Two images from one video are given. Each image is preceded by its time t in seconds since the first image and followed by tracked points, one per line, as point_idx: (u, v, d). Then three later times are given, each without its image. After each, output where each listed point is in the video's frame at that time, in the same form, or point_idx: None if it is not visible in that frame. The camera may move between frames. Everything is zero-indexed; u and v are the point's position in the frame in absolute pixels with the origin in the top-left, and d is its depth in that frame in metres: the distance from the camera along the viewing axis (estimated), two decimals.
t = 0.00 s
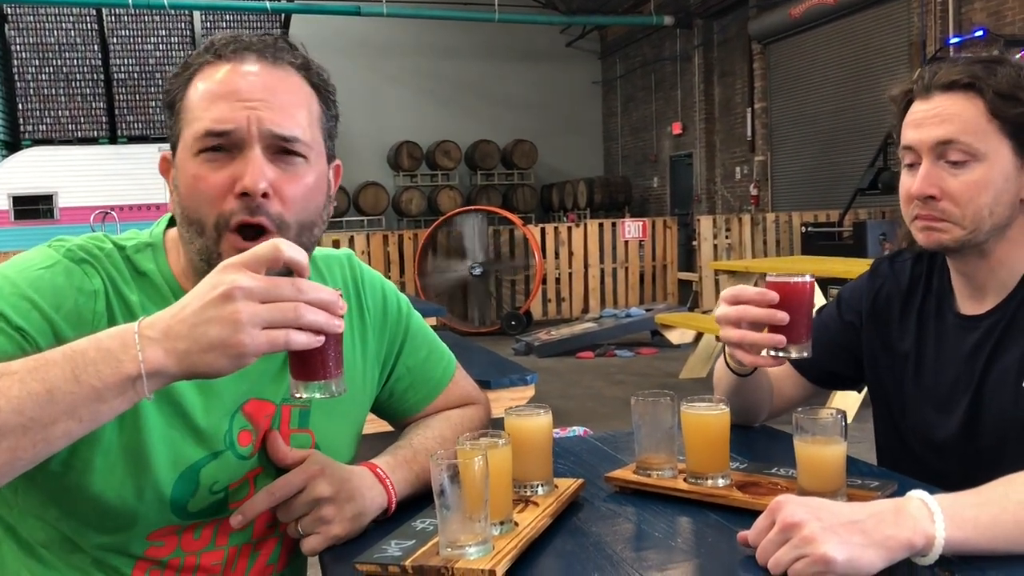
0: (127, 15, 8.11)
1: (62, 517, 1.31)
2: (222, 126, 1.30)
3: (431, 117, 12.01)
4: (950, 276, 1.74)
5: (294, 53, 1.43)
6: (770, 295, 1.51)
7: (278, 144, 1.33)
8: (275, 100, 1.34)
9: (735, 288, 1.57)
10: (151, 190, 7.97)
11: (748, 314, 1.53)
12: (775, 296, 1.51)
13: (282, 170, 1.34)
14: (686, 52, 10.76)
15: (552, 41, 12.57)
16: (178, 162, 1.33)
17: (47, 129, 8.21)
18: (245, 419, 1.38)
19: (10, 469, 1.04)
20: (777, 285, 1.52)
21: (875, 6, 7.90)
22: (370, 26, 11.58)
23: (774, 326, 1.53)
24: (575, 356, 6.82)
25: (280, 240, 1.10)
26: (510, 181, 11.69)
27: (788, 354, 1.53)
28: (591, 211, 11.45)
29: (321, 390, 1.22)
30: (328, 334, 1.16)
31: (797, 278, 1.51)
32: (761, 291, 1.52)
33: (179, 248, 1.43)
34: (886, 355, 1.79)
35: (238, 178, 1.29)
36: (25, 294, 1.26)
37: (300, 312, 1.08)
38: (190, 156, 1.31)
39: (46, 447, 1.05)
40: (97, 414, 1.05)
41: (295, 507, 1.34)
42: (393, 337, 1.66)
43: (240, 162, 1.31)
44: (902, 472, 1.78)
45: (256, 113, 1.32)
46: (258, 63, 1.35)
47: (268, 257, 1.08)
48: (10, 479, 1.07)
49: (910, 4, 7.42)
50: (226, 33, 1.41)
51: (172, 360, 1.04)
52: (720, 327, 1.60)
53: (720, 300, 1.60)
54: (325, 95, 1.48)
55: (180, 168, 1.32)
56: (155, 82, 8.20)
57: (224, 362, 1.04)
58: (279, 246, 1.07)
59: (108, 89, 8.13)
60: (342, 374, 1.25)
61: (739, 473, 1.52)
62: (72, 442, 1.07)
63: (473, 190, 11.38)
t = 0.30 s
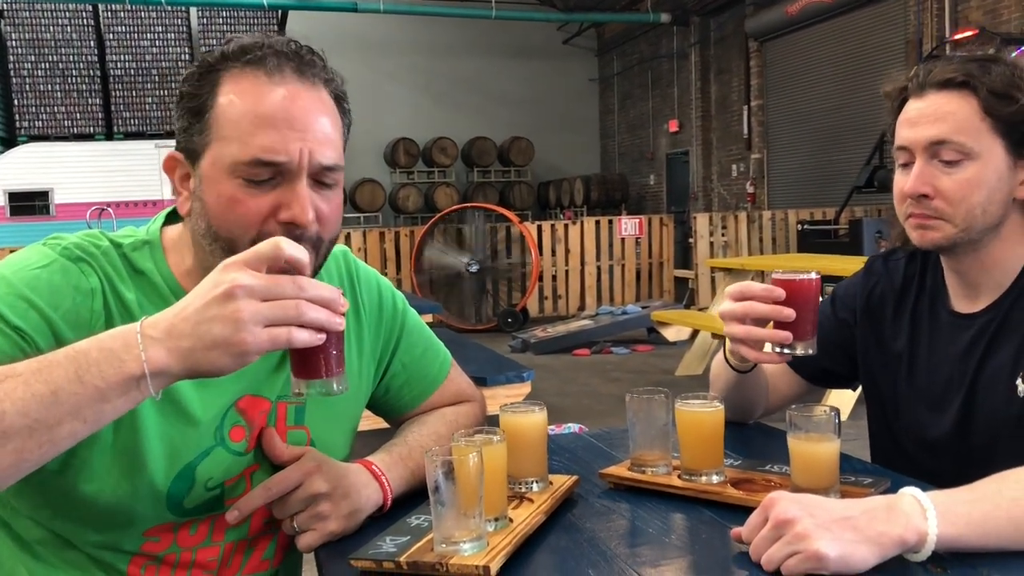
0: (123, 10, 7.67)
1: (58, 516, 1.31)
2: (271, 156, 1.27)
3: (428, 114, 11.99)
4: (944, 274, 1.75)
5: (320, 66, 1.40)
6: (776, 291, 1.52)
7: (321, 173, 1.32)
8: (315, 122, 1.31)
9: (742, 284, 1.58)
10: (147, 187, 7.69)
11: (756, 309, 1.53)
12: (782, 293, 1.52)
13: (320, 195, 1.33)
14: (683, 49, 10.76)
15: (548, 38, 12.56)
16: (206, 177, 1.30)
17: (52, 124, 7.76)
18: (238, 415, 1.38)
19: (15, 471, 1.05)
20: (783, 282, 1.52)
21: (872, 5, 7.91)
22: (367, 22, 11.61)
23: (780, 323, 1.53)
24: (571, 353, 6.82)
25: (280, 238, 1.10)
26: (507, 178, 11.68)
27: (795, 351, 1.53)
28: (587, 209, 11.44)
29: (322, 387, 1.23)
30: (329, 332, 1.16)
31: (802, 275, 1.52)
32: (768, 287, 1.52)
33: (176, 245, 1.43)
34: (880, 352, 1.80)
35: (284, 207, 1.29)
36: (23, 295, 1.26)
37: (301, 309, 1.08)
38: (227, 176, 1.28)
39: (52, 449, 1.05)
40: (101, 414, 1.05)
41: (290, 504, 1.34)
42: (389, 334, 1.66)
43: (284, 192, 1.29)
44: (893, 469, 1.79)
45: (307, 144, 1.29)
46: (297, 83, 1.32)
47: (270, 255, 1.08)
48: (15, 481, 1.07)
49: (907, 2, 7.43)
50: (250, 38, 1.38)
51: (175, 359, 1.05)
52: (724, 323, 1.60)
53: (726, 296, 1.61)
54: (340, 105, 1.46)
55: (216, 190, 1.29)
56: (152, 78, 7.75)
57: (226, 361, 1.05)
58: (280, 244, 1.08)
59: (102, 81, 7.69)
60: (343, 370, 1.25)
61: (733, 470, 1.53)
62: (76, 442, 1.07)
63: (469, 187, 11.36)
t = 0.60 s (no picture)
0: None
1: (48, 509, 1.31)
2: (263, 154, 1.27)
3: (425, 108, 11.96)
4: (939, 268, 1.74)
5: (321, 66, 1.39)
6: (778, 283, 1.51)
7: (314, 174, 1.31)
8: (311, 124, 1.30)
9: (744, 274, 1.57)
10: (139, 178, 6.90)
11: (758, 300, 1.52)
12: (784, 285, 1.51)
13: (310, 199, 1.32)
14: (679, 44, 10.75)
15: (545, 32, 12.53)
16: (199, 174, 1.30)
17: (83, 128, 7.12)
18: (232, 409, 1.37)
19: (19, 454, 1.04)
20: (786, 275, 1.52)
21: None
22: (364, 15, 11.58)
23: (779, 315, 1.53)
24: (567, 347, 6.82)
25: (276, 216, 1.09)
26: (503, 172, 11.68)
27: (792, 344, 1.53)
28: (584, 203, 11.44)
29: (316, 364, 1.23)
30: (323, 308, 1.16)
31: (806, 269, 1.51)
32: (771, 279, 1.52)
33: (171, 238, 1.42)
34: (875, 347, 1.79)
35: (274, 208, 1.29)
36: (20, 285, 1.25)
37: (298, 285, 1.07)
38: (221, 173, 1.28)
39: (57, 429, 1.04)
40: (104, 393, 1.05)
41: (282, 499, 1.34)
42: (383, 328, 1.65)
43: (275, 193, 1.29)
44: (889, 465, 1.79)
45: (299, 144, 1.28)
46: (295, 84, 1.31)
47: (265, 233, 1.07)
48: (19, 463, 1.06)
49: None
50: (252, 35, 1.37)
51: (175, 336, 1.04)
52: (725, 314, 1.60)
53: (728, 287, 1.60)
54: (341, 106, 1.45)
55: (209, 187, 1.29)
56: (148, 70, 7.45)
57: (226, 336, 1.04)
58: (276, 222, 1.07)
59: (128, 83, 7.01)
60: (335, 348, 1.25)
61: (726, 464, 1.52)
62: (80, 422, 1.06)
63: (465, 181, 11.35)
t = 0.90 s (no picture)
0: None
1: (42, 502, 1.31)
2: (218, 124, 1.27)
3: (421, 101, 11.93)
4: (934, 260, 1.74)
5: (297, 47, 1.38)
6: (776, 279, 1.51)
7: (274, 147, 1.31)
8: (279, 99, 1.31)
9: (742, 268, 1.57)
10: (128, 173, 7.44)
11: (755, 294, 1.52)
12: (782, 280, 1.51)
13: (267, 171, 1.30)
14: (676, 37, 10.73)
15: (541, 25, 12.51)
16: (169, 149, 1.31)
17: (26, 112, 3.68)
18: (224, 400, 1.37)
19: (16, 448, 1.03)
20: (784, 271, 1.51)
21: None
22: (360, 8, 11.56)
23: (775, 309, 1.53)
24: (564, 341, 6.82)
25: (268, 209, 1.09)
26: (500, 166, 11.67)
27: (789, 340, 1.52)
28: (581, 196, 11.43)
29: (307, 353, 1.23)
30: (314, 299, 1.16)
31: (805, 265, 1.50)
32: (768, 275, 1.52)
33: (162, 228, 1.42)
34: (870, 338, 1.79)
35: (229, 180, 1.27)
36: (13, 279, 1.24)
37: (290, 277, 1.08)
38: (183, 149, 1.28)
39: (53, 423, 1.04)
40: (99, 386, 1.04)
41: (275, 489, 1.34)
42: (377, 319, 1.65)
43: (233, 165, 1.28)
44: (883, 456, 1.79)
45: (253, 115, 1.28)
46: (261, 61, 1.31)
47: (257, 226, 1.08)
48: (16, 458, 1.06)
49: None
50: (224, 17, 1.38)
51: (169, 329, 1.04)
52: (722, 307, 1.60)
53: (725, 279, 1.60)
54: (323, 88, 1.43)
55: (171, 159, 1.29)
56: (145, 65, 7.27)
57: (221, 328, 1.04)
58: (267, 214, 1.07)
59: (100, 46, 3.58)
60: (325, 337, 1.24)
61: (721, 455, 1.52)
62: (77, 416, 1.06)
63: (462, 174, 11.34)
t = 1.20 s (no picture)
0: None
1: (37, 498, 1.32)
2: (232, 133, 1.26)
3: (417, 96, 11.91)
4: (927, 257, 1.75)
5: (291, 45, 1.38)
6: (779, 278, 1.50)
7: (288, 152, 1.31)
8: (285, 102, 1.30)
9: (744, 268, 1.57)
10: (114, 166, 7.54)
11: (762, 295, 1.52)
12: (785, 280, 1.51)
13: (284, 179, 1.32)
14: (673, 32, 10.71)
15: (538, 20, 12.49)
16: (176, 160, 1.30)
17: (22, 106, 3.66)
18: (218, 396, 1.38)
19: None
20: (785, 268, 1.51)
21: None
22: (355, 3, 11.54)
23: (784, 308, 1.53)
24: (559, 336, 6.83)
25: (250, 199, 1.10)
26: (496, 161, 11.66)
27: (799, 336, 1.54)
28: (577, 191, 11.42)
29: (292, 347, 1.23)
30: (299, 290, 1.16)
31: (805, 260, 1.51)
32: (771, 274, 1.52)
33: (156, 226, 1.42)
34: (862, 334, 1.80)
35: (248, 191, 1.28)
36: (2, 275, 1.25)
37: (273, 268, 1.08)
38: (194, 158, 1.28)
39: (35, 416, 1.05)
40: (81, 379, 1.05)
41: (271, 484, 1.35)
42: (371, 315, 1.66)
43: (251, 175, 1.29)
44: (876, 451, 1.81)
45: (267, 122, 1.28)
46: (264, 65, 1.30)
47: (238, 217, 1.08)
48: None
49: None
50: (219, 18, 1.37)
51: (151, 320, 1.05)
52: (727, 307, 1.60)
53: (728, 280, 1.59)
54: (316, 83, 1.45)
55: (182, 174, 1.29)
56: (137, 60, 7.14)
57: (202, 320, 1.05)
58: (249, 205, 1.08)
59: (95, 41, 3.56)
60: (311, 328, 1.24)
61: (713, 451, 1.53)
62: (59, 409, 1.07)
63: (458, 169, 11.33)
